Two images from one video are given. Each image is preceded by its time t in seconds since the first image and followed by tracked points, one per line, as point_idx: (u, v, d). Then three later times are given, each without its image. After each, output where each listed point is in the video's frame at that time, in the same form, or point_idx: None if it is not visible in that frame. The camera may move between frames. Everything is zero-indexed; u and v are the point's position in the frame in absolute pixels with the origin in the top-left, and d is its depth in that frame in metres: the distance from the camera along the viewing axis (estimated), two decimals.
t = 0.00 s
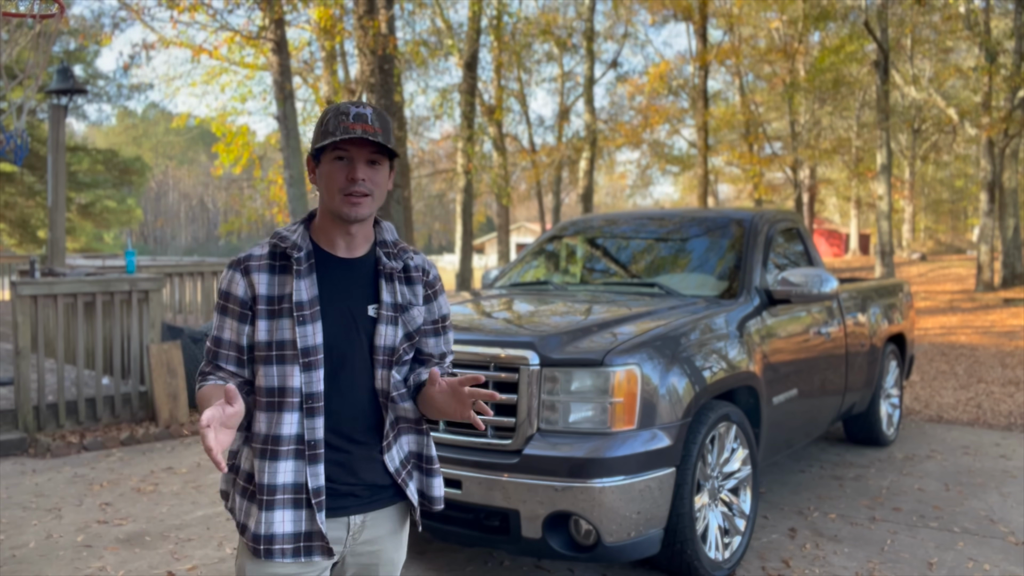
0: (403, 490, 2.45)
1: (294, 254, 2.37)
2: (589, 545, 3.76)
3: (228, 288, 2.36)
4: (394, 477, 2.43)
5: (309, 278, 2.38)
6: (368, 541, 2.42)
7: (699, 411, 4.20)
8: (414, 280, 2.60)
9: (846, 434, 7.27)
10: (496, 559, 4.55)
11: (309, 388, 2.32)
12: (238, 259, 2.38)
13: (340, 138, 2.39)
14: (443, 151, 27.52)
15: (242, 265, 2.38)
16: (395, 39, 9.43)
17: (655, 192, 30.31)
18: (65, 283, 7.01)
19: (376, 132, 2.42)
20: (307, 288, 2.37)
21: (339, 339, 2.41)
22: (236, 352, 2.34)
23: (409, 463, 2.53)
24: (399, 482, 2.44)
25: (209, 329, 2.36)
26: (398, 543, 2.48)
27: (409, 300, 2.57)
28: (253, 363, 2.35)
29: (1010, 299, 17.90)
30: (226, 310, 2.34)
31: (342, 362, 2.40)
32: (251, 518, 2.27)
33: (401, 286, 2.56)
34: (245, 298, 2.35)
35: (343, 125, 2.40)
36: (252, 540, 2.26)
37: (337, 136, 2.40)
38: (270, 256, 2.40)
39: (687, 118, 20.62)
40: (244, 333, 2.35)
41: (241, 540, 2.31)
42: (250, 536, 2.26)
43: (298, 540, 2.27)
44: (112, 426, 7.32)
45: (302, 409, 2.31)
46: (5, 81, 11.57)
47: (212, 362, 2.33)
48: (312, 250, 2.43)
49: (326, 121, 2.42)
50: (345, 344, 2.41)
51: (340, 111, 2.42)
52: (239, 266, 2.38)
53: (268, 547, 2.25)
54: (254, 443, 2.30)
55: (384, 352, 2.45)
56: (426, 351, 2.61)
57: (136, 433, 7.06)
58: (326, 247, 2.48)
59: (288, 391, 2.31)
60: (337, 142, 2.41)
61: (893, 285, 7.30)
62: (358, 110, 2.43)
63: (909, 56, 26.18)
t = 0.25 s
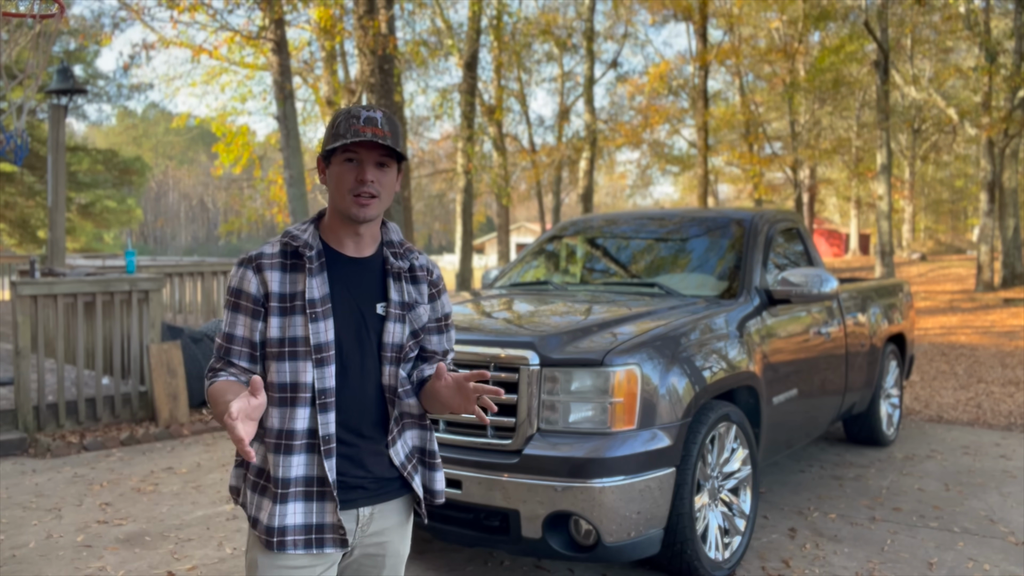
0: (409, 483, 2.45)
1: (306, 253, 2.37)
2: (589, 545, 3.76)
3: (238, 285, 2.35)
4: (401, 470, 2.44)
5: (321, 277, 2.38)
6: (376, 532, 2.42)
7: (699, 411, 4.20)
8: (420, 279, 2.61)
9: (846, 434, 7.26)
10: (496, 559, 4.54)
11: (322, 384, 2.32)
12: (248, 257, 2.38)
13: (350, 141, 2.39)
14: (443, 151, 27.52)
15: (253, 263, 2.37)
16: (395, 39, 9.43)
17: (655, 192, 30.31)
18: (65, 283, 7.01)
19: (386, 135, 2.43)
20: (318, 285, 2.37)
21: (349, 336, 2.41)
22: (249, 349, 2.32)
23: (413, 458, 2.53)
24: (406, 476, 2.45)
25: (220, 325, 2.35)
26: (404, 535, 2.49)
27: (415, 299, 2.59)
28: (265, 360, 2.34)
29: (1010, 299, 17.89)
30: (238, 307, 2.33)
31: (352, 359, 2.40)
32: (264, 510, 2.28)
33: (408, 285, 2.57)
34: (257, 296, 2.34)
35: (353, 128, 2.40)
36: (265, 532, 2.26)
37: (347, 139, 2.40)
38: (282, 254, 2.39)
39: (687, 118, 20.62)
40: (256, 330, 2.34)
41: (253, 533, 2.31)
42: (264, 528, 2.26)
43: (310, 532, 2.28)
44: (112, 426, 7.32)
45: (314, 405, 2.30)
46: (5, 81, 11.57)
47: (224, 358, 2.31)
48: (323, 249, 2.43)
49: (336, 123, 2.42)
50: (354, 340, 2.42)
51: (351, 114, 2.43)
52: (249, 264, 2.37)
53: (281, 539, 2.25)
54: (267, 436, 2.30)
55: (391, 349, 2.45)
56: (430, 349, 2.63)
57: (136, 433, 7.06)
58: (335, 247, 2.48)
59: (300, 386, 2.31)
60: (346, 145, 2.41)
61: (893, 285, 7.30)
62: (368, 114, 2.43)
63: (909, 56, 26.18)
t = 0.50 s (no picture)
0: (409, 480, 2.45)
1: (310, 251, 2.38)
2: (589, 545, 3.76)
3: (244, 282, 2.35)
4: (401, 467, 2.43)
5: (324, 275, 2.39)
6: (375, 528, 2.42)
7: (699, 411, 4.20)
8: (422, 278, 2.60)
9: (846, 434, 7.26)
10: (496, 559, 4.54)
11: (323, 379, 2.32)
12: (254, 255, 2.39)
13: (360, 142, 2.39)
14: (443, 151, 27.53)
15: (259, 261, 2.38)
16: (395, 39, 9.42)
17: (655, 192, 30.31)
18: (65, 283, 7.01)
19: (395, 138, 2.43)
20: (321, 283, 2.37)
21: (351, 334, 2.41)
22: (253, 344, 2.33)
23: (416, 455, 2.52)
24: (406, 473, 2.44)
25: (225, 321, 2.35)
26: (403, 532, 2.48)
27: (417, 297, 2.58)
28: (268, 356, 2.35)
29: (1010, 299, 17.89)
30: (242, 303, 2.33)
31: (352, 356, 2.41)
32: (266, 504, 2.28)
33: (410, 284, 2.57)
34: (262, 292, 2.35)
35: (363, 130, 2.41)
36: (266, 525, 2.27)
37: (357, 140, 2.40)
38: (287, 253, 2.40)
39: (687, 118, 20.62)
40: (261, 326, 2.35)
41: (254, 527, 2.32)
42: (265, 521, 2.27)
43: (310, 525, 2.28)
44: (112, 426, 7.32)
45: (315, 400, 2.30)
46: (5, 81, 11.56)
47: (228, 353, 2.31)
48: (326, 248, 2.43)
49: (346, 124, 2.42)
50: (356, 338, 2.42)
51: (360, 115, 2.43)
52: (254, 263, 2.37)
53: (281, 532, 2.25)
54: (269, 432, 2.30)
55: (393, 346, 2.45)
56: (432, 348, 2.63)
57: (136, 433, 7.06)
58: (339, 245, 2.48)
59: (302, 381, 2.31)
60: (356, 146, 2.41)
61: (893, 285, 7.30)
62: (378, 116, 2.43)
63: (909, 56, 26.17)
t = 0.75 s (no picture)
0: (405, 481, 2.45)
1: (311, 250, 2.38)
2: (588, 545, 3.76)
3: (248, 280, 2.37)
4: (397, 467, 2.43)
5: (324, 274, 2.39)
6: (371, 527, 2.42)
7: (699, 411, 4.20)
8: (423, 279, 2.60)
9: (846, 434, 7.26)
10: (496, 559, 4.54)
11: (320, 377, 2.32)
12: (259, 254, 2.40)
13: (361, 144, 2.40)
14: (443, 151, 27.53)
15: (262, 260, 2.39)
16: (395, 39, 9.42)
17: (655, 191, 30.31)
18: (65, 283, 7.01)
19: (396, 141, 2.43)
20: (322, 281, 2.38)
21: (350, 334, 2.42)
22: (255, 341, 2.35)
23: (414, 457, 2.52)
24: (402, 474, 2.44)
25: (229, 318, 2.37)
26: (399, 532, 2.48)
27: (417, 298, 2.58)
28: (269, 353, 2.37)
29: (1010, 299, 17.89)
30: (246, 302, 2.35)
31: (350, 355, 2.41)
32: (261, 498, 2.29)
33: (410, 285, 2.57)
34: (265, 291, 2.36)
35: (365, 132, 2.41)
36: (260, 519, 2.28)
37: (358, 143, 2.41)
38: (289, 253, 2.40)
39: (687, 118, 20.63)
40: (263, 324, 2.36)
41: (249, 521, 2.33)
42: (259, 514, 2.28)
43: (303, 521, 2.28)
44: (112, 426, 7.32)
45: (312, 397, 2.30)
46: (4, 81, 11.56)
47: (231, 350, 2.34)
48: (328, 248, 2.44)
49: (348, 127, 2.43)
50: (354, 337, 2.42)
51: (362, 118, 2.43)
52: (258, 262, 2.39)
53: (275, 526, 2.26)
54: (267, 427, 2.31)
55: (391, 346, 2.45)
56: (432, 349, 2.63)
57: (136, 433, 7.06)
58: (340, 246, 2.49)
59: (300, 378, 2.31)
60: (357, 149, 2.42)
61: (893, 285, 7.30)
62: (380, 119, 2.44)
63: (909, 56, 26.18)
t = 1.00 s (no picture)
0: (402, 481, 2.45)
1: (308, 251, 2.38)
2: (589, 545, 3.76)
3: (247, 280, 2.37)
4: (394, 466, 2.43)
5: (321, 274, 2.39)
6: (368, 526, 2.42)
7: (699, 411, 4.20)
8: (421, 280, 2.60)
9: (846, 434, 7.27)
10: (496, 559, 4.55)
11: (318, 376, 2.32)
12: (258, 255, 2.40)
13: (357, 147, 2.40)
14: (443, 151, 27.55)
15: (261, 260, 2.39)
16: (395, 39, 9.42)
17: (655, 192, 30.31)
18: (65, 283, 7.01)
19: (392, 144, 2.43)
20: (318, 281, 2.37)
21: (346, 334, 2.42)
22: (254, 341, 2.35)
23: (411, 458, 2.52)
24: (399, 473, 2.44)
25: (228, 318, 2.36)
26: (396, 532, 2.48)
27: (414, 298, 2.58)
28: (268, 352, 2.37)
29: (1010, 299, 17.89)
30: (246, 301, 2.35)
31: (347, 354, 2.41)
32: (259, 496, 2.29)
33: (407, 285, 2.57)
34: (263, 291, 2.36)
35: (360, 135, 2.42)
36: (259, 516, 2.28)
37: (354, 145, 2.41)
38: (287, 253, 2.40)
39: (687, 118, 20.63)
40: (261, 323, 2.36)
41: (248, 518, 2.33)
42: (257, 512, 2.28)
43: (301, 519, 2.28)
44: (112, 426, 7.32)
45: (309, 396, 2.30)
46: (4, 81, 11.56)
47: (231, 349, 2.34)
48: (325, 248, 2.44)
49: (344, 130, 2.44)
50: (350, 337, 2.42)
51: (358, 122, 2.44)
52: (257, 263, 2.39)
53: (273, 524, 2.26)
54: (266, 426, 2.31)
55: (387, 346, 2.44)
56: (428, 350, 2.63)
57: (136, 433, 7.06)
58: (338, 246, 2.49)
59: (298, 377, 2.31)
60: (353, 152, 2.43)
61: (893, 285, 7.30)
62: (376, 122, 2.44)
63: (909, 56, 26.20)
